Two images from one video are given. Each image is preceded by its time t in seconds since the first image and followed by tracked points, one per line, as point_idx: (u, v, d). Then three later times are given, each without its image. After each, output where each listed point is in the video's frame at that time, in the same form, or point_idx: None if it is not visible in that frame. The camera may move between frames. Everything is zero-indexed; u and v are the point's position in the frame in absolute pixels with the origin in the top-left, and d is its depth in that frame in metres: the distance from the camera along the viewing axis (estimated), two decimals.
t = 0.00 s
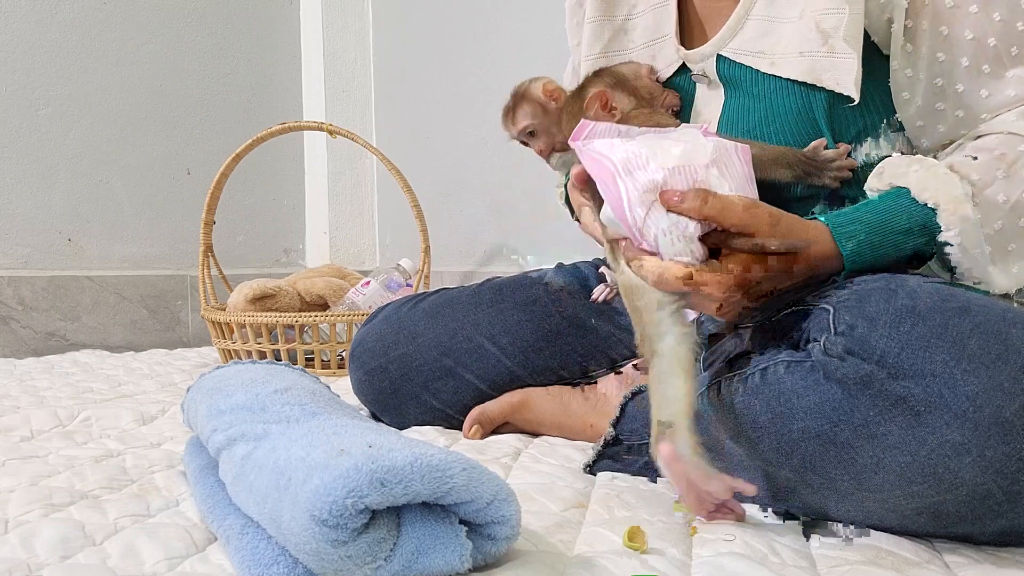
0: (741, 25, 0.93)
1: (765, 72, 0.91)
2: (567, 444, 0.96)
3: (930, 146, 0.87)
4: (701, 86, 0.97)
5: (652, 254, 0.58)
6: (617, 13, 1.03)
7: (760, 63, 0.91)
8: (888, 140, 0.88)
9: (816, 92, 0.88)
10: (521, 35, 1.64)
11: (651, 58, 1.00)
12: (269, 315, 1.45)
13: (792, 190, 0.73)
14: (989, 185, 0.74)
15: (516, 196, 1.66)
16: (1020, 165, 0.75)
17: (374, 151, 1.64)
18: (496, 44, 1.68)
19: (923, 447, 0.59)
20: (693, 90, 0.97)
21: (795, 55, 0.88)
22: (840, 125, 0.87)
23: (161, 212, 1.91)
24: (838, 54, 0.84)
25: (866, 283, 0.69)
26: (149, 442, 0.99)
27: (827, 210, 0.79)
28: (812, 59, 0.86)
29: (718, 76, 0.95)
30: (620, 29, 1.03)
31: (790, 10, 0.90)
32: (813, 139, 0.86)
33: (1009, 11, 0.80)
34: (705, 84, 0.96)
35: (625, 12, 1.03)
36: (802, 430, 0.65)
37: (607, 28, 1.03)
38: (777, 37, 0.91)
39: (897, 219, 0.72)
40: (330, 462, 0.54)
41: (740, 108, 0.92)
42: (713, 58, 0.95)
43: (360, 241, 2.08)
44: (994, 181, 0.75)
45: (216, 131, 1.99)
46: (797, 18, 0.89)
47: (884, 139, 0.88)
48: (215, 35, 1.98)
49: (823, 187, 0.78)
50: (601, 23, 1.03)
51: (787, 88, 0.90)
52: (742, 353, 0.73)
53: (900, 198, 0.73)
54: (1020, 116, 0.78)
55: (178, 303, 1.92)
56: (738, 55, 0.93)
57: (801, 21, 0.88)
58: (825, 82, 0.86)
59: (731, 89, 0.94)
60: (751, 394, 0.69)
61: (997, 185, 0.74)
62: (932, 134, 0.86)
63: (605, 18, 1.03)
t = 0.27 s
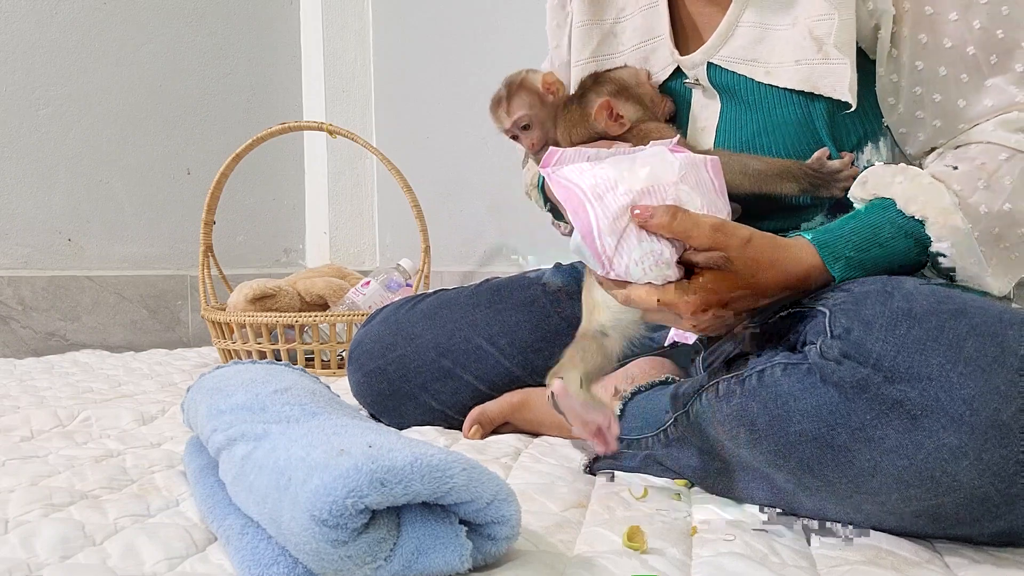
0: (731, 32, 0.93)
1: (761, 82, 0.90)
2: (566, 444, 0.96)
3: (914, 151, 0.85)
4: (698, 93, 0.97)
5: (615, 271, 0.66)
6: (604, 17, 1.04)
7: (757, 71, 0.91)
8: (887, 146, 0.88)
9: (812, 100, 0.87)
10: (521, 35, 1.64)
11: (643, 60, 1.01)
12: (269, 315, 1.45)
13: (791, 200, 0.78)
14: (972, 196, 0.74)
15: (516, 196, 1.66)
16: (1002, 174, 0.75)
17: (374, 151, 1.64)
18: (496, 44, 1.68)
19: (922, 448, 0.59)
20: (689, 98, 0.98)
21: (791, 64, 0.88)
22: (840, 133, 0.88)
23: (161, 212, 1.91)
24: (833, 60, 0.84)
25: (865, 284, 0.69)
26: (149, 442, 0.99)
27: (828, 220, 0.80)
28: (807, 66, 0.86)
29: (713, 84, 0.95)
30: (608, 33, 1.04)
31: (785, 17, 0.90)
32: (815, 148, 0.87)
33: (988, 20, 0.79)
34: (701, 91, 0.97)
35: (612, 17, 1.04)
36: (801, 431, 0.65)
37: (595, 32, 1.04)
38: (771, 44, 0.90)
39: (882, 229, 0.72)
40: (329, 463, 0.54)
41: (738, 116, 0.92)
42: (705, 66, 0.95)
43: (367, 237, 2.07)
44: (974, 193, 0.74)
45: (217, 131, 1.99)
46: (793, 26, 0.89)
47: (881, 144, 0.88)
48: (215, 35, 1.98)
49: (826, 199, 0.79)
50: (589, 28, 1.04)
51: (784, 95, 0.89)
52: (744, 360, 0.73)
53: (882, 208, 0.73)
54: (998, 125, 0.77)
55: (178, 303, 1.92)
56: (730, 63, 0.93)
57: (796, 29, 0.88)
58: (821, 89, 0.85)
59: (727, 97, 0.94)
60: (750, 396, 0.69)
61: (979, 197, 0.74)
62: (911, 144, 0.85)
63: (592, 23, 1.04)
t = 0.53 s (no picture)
0: (719, 39, 0.91)
1: (748, 87, 0.90)
2: (567, 444, 0.96)
3: (913, 150, 0.85)
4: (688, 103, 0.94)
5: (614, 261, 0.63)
6: (597, 27, 1.03)
7: (743, 77, 0.90)
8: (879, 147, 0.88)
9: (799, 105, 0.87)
10: (521, 35, 1.64)
11: (635, 70, 0.98)
12: (269, 316, 1.45)
13: (782, 208, 0.79)
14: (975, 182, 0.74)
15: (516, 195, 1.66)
16: (1006, 159, 0.75)
17: (374, 151, 1.64)
18: (496, 44, 1.69)
19: (921, 449, 0.59)
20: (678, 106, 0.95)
21: (775, 68, 0.87)
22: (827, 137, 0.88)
23: (161, 212, 1.91)
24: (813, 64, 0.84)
25: (865, 284, 0.69)
26: (149, 442, 0.99)
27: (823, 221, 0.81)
28: (790, 71, 0.86)
29: (701, 90, 0.93)
30: (600, 43, 1.02)
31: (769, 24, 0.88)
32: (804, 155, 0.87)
33: (984, 10, 0.78)
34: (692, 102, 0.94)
35: (604, 26, 1.02)
36: (801, 431, 0.65)
37: (587, 42, 1.02)
38: (757, 49, 0.89)
39: (881, 217, 0.72)
40: (329, 463, 0.54)
41: (726, 127, 0.91)
42: (694, 73, 0.93)
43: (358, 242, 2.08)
44: (977, 177, 0.74)
45: (217, 131, 1.99)
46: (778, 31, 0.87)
47: (875, 143, 0.88)
48: (215, 35, 1.98)
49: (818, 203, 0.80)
50: (581, 38, 1.02)
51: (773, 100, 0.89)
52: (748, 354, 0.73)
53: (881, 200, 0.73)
54: (1001, 111, 0.77)
55: (178, 303, 1.92)
56: (718, 69, 0.91)
57: (778, 34, 0.87)
58: (802, 93, 0.85)
59: (716, 104, 0.92)
60: (749, 396, 0.69)
61: (983, 181, 0.74)
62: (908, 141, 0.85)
63: (585, 33, 1.02)
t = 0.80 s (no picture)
0: (719, 39, 0.91)
1: (749, 87, 0.89)
2: (567, 444, 0.96)
3: (902, 150, 0.85)
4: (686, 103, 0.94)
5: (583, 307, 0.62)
6: (595, 27, 1.03)
7: (745, 77, 0.89)
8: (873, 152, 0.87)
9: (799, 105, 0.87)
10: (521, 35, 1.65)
11: (633, 70, 0.98)
12: (269, 316, 1.45)
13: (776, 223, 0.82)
14: (949, 179, 0.73)
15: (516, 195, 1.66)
16: (980, 158, 0.74)
17: (374, 151, 1.63)
18: (496, 44, 1.70)
19: (922, 448, 0.59)
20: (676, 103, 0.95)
21: (777, 69, 0.87)
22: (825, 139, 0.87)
23: (161, 212, 1.91)
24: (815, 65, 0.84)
25: (866, 283, 0.69)
26: (149, 442, 0.99)
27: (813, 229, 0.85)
28: (791, 70, 0.86)
29: (699, 89, 0.92)
30: (598, 43, 1.02)
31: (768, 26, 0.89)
32: (802, 160, 0.87)
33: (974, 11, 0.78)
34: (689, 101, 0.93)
35: (602, 26, 1.03)
36: (801, 431, 0.65)
37: (585, 42, 1.02)
38: (757, 49, 0.89)
39: (845, 206, 0.71)
40: (330, 463, 0.54)
41: (721, 127, 0.91)
42: (694, 73, 0.92)
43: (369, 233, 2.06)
44: (952, 175, 0.74)
45: (217, 131, 1.99)
46: (778, 31, 0.89)
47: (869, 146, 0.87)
48: (215, 35, 1.97)
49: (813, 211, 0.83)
50: (579, 37, 1.02)
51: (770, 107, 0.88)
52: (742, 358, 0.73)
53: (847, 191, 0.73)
54: (984, 111, 0.76)
55: (178, 303, 1.92)
56: (718, 69, 0.91)
57: (778, 34, 0.88)
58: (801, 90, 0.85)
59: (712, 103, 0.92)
60: (750, 396, 0.69)
61: (957, 179, 0.74)
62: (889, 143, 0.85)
63: (583, 32, 1.02)
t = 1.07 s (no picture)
0: (716, 40, 0.87)
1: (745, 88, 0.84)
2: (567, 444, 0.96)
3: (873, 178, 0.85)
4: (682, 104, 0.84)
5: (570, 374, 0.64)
6: (595, 29, 1.02)
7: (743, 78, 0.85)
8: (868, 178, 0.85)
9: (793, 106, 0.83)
10: (521, 34, 1.66)
11: (633, 72, 0.96)
12: (269, 316, 1.45)
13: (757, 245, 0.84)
14: (896, 214, 0.75)
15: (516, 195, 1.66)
16: (927, 193, 0.75)
17: (374, 151, 1.63)
18: (496, 45, 1.70)
19: (921, 448, 0.59)
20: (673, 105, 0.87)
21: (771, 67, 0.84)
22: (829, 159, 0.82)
23: (161, 212, 1.91)
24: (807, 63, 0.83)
25: (866, 284, 0.69)
26: (149, 442, 0.99)
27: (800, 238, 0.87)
28: (786, 70, 0.84)
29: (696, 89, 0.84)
30: (598, 44, 1.00)
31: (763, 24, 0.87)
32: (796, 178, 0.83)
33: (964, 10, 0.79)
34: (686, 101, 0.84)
35: (603, 28, 1.01)
36: (801, 431, 0.65)
37: (585, 42, 1.00)
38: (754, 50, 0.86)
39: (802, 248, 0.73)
40: (329, 463, 0.54)
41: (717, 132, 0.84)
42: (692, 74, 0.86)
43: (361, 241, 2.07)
44: (899, 210, 0.75)
45: (217, 130, 1.99)
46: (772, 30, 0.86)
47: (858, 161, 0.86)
48: (215, 35, 1.97)
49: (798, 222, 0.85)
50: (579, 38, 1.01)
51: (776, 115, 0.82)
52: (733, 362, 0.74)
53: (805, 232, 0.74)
54: (929, 146, 0.78)
55: (178, 303, 1.92)
56: (718, 70, 0.85)
57: (774, 33, 0.86)
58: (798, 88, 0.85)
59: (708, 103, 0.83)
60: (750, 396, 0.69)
61: (904, 214, 0.75)
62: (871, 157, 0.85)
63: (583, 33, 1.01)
